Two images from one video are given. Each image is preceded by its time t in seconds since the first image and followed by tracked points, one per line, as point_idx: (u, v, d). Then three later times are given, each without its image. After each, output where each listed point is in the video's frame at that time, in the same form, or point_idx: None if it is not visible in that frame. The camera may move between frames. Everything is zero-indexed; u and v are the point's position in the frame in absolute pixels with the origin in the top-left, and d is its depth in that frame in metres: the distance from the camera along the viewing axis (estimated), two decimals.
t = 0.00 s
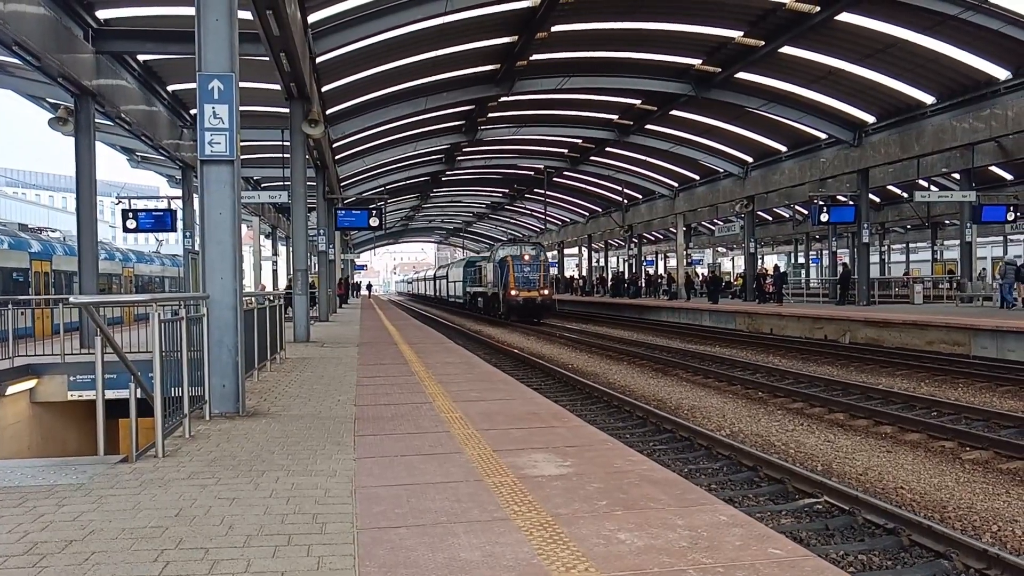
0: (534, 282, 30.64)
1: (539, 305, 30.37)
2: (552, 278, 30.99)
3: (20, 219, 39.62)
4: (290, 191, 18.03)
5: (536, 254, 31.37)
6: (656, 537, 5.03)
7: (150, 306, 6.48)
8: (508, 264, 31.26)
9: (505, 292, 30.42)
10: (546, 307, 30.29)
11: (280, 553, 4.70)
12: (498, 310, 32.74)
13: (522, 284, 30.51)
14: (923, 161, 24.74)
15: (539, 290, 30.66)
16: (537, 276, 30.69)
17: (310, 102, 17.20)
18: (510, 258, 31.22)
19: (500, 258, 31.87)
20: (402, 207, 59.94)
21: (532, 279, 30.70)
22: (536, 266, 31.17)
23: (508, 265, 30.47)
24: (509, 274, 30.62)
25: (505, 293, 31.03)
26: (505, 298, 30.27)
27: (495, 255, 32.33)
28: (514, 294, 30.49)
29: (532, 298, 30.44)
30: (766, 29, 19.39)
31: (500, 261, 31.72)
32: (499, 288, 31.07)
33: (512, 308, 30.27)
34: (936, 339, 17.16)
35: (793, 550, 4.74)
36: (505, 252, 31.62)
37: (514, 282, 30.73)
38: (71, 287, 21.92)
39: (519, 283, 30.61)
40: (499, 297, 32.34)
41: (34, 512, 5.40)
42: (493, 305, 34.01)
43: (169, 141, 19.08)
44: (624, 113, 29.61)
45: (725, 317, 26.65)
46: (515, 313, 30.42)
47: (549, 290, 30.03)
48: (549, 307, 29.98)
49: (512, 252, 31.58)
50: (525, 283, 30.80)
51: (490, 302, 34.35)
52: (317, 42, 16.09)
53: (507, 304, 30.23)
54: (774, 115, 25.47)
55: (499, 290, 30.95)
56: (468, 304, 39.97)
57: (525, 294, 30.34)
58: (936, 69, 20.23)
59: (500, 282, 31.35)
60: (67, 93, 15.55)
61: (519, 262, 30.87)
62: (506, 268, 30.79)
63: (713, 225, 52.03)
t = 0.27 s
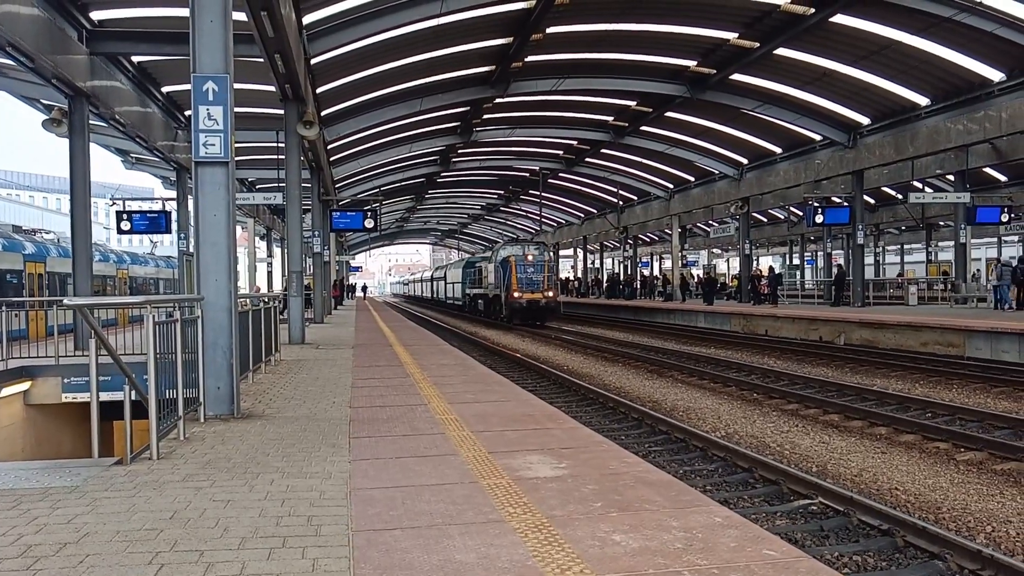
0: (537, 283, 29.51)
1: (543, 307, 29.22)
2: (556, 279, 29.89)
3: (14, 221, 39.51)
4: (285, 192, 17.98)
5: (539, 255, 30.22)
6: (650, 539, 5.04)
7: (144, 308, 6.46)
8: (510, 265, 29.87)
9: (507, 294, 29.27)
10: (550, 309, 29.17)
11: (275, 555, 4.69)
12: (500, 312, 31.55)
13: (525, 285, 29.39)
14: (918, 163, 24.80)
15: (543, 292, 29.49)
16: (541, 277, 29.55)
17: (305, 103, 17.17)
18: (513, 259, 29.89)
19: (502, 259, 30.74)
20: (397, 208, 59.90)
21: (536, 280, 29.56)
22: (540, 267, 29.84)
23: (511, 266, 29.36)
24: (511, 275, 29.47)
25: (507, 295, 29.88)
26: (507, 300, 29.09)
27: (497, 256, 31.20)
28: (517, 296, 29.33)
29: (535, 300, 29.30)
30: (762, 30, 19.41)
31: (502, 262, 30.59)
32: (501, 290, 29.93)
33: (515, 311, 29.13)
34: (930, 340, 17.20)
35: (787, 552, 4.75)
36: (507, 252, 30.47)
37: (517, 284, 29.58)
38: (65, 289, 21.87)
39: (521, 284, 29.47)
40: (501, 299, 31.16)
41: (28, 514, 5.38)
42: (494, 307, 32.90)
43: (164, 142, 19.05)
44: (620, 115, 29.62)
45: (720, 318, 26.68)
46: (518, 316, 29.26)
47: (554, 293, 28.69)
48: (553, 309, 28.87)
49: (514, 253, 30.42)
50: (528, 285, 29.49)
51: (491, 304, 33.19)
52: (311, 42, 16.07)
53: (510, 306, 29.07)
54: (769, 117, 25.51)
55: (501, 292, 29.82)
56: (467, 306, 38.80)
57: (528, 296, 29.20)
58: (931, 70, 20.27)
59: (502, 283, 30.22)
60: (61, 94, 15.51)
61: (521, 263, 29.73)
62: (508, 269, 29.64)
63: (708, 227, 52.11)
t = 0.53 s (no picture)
0: (544, 286, 28.11)
1: (549, 312, 27.78)
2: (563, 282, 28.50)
3: (9, 225, 39.41)
4: (281, 196, 17.96)
5: (545, 257, 28.82)
6: (645, 543, 5.06)
7: (140, 311, 6.46)
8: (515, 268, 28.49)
9: (511, 298, 27.80)
10: (556, 315, 27.75)
11: (270, 559, 4.70)
12: (502, 318, 30.06)
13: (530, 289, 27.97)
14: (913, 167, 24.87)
15: (549, 296, 28.06)
16: (547, 280, 28.12)
17: (301, 106, 17.17)
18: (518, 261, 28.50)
19: (506, 261, 29.32)
20: (393, 212, 59.92)
21: (541, 284, 28.13)
22: (546, 270, 28.42)
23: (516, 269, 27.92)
24: (516, 278, 28.04)
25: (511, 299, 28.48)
26: (511, 305, 27.65)
27: (500, 258, 29.79)
28: (521, 300, 27.88)
29: (541, 304, 27.87)
30: (757, 34, 19.46)
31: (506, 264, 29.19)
32: (505, 294, 28.46)
33: (520, 316, 27.67)
34: (925, 344, 17.23)
35: (782, 556, 4.77)
36: (512, 253, 29.05)
37: (521, 287, 28.13)
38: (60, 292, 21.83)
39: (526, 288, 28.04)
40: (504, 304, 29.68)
41: (22, 519, 5.37)
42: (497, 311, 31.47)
43: (159, 146, 19.04)
44: (615, 118, 29.65)
45: (716, 322, 26.74)
46: (523, 321, 27.82)
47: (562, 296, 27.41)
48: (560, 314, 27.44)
49: (518, 254, 29.00)
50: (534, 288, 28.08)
51: (493, 309, 31.73)
52: (308, 46, 16.12)
53: (514, 311, 27.61)
54: (764, 121, 25.56)
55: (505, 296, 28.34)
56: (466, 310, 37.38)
57: (533, 300, 27.77)
58: (927, 74, 20.34)
59: (506, 287, 28.79)
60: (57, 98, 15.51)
61: (527, 265, 28.30)
62: (513, 272, 28.21)
63: (703, 231, 52.21)
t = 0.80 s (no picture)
0: (550, 287, 26.93)
1: (556, 315, 26.56)
2: (569, 283, 27.34)
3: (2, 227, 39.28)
4: (276, 198, 17.94)
5: (550, 257, 27.63)
6: (639, 545, 5.06)
7: (133, 313, 6.45)
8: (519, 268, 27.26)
9: (516, 300, 26.62)
10: (563, 318, 26.60)
11: (263, 562, 4.68)
12: (506, 322, 28.84)
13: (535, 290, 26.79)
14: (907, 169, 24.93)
15: (555, 298, 26.84)
16: (554, 281, 26.93)
17: (295, 109, 17.17)
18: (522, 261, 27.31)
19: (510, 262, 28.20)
20: (387, 214, 59.89)
21: (548, 285, 26.95)
22: (551, 270, 27.21)
23: (520, 269, 26.78)
24: (520, 280, 26.85)
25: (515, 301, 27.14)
26: (516, 307, 26.42)
27: (503, 259, 28.62)
28: (526, 303, 26.65)
29: (547, 307, 26.63)
30: (751, 38, 19.51)
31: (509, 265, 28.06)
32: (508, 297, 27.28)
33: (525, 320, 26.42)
34: (919, 346, 17.27)
35: (775, 557, 4.77)
36: (515, 254, 27.90)
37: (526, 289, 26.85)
38: (53, 294, 21.78)
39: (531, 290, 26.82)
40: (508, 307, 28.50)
41: (14, 521, 5.35)
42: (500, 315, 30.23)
43: (153, 148, 19.02)
44: (610, 121, 29.69)
45: (711, 325, 26.78)
46: (528, 325, 26.59)
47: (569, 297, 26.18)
48: (567, 316, 26.35)
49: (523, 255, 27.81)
50: (539, 290, 26.82)
51: (496, 313, 30.56)
52: (303, 48, 16.20)
53: (518, 314, 26.36)
54: (758, 124, 25.62)
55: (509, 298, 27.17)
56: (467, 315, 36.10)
57: (539, 302, 26.56)
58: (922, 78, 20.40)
59: (510, 289, 27.59)
60: (51, 100, 15.49)
61: (531, 266, 27.16)
62: (517, 273, 27.03)
63: (697, 233, 52.28)
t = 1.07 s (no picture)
0: (555, 289, 24.95)
1: (561, 318, 24.64)
2: (575, 284, 25.38)
3: None
4: (266, 199, 17.87)
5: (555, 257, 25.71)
6: (629, 547, 5.08)
7: (123, 315, 6.43)
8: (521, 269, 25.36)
9: (518, 304, 24.66)
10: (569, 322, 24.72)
11: (253, 564, 4.67)
12: (508, 327, 26.93)
13: (538, 292, 24.81)
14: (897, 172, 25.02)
15: (560, 300, 24.87)
16: (559, 282, 24.99)
17: (286, 110, 17.13)
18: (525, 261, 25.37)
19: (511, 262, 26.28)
20: (378, 216, 59.80)
21: (552, 287, 25.00)
22: (556, 271, 25.31)
23: (523, 269, 24.80)
24: (522, 281, 24.90)
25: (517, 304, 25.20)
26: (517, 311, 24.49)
27: (504, 259, 26.72)
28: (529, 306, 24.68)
29: (552, 310, 24.68)
30: (743, 40, 19.56)
31: (511, 265, 26.14)
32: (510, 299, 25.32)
33: (527, 324, 24.52)
34: (909, 348, 17.32)
35: (765, 559, 4.78)
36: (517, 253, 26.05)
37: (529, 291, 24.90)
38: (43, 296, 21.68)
39: (534, 291, 24.86)
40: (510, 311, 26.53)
41: (3, 524, 5.33)
42: (501, 319, 28.26)
43: (143, 149, 18.97)
44: (601, 123, 29.71)
45: (702, 327, 26.81)
46: (531, 330, 24.67)
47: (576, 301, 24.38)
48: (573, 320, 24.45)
49: (525, 254, 25.84)
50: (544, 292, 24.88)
51: (497, 317, 28.68)
52: (294, 50, 16.13)
53: (521, 318, 24.38)
54: (750, 126, 25.69)
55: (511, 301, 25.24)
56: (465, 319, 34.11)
57: (543, 305, 24.62)
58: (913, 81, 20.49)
59: (511, 291, 25.61)
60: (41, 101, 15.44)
61: (534, 266, 25.21)
62: (518, 274, 25.06)
63: (689, 235, 52.37)
